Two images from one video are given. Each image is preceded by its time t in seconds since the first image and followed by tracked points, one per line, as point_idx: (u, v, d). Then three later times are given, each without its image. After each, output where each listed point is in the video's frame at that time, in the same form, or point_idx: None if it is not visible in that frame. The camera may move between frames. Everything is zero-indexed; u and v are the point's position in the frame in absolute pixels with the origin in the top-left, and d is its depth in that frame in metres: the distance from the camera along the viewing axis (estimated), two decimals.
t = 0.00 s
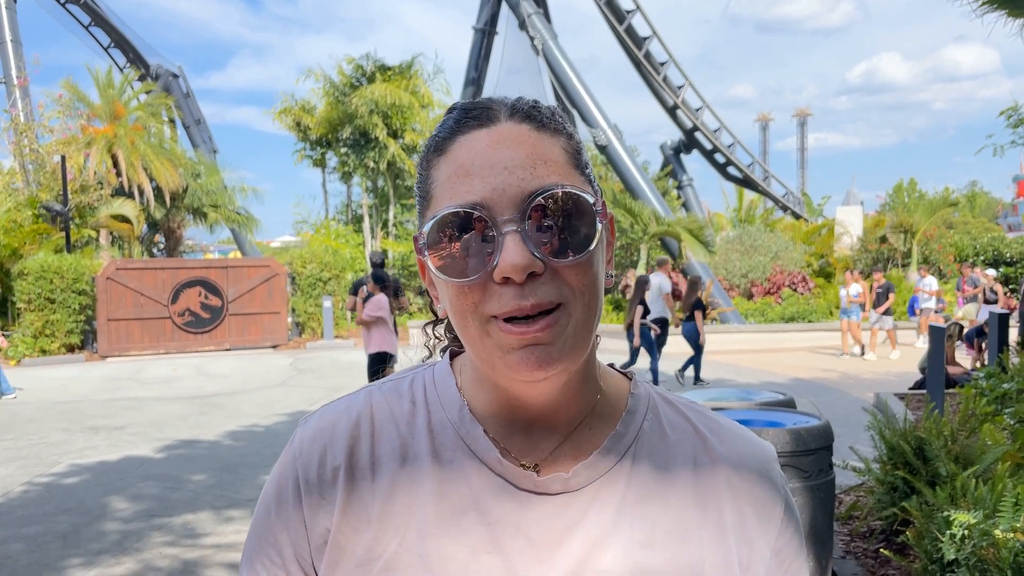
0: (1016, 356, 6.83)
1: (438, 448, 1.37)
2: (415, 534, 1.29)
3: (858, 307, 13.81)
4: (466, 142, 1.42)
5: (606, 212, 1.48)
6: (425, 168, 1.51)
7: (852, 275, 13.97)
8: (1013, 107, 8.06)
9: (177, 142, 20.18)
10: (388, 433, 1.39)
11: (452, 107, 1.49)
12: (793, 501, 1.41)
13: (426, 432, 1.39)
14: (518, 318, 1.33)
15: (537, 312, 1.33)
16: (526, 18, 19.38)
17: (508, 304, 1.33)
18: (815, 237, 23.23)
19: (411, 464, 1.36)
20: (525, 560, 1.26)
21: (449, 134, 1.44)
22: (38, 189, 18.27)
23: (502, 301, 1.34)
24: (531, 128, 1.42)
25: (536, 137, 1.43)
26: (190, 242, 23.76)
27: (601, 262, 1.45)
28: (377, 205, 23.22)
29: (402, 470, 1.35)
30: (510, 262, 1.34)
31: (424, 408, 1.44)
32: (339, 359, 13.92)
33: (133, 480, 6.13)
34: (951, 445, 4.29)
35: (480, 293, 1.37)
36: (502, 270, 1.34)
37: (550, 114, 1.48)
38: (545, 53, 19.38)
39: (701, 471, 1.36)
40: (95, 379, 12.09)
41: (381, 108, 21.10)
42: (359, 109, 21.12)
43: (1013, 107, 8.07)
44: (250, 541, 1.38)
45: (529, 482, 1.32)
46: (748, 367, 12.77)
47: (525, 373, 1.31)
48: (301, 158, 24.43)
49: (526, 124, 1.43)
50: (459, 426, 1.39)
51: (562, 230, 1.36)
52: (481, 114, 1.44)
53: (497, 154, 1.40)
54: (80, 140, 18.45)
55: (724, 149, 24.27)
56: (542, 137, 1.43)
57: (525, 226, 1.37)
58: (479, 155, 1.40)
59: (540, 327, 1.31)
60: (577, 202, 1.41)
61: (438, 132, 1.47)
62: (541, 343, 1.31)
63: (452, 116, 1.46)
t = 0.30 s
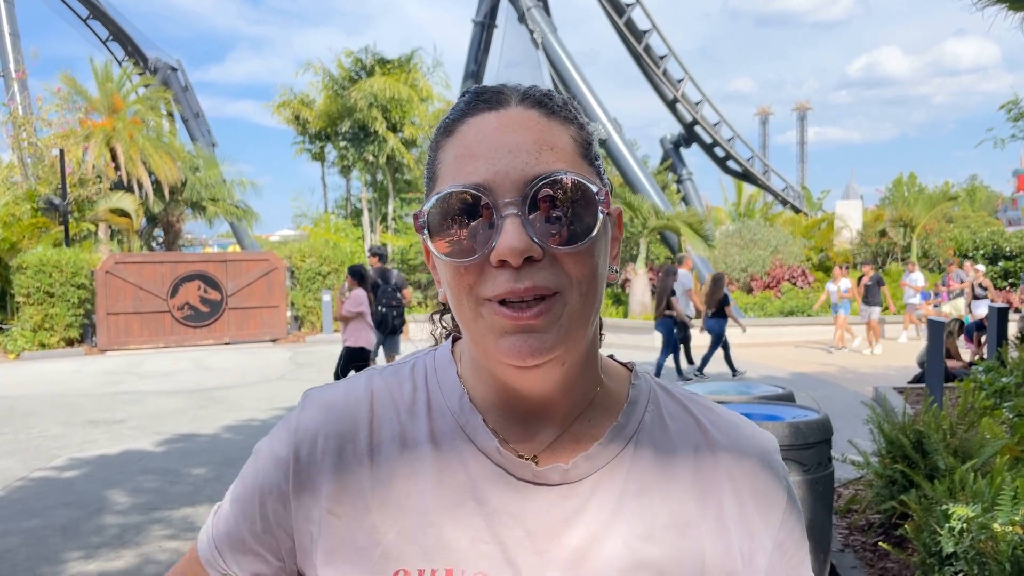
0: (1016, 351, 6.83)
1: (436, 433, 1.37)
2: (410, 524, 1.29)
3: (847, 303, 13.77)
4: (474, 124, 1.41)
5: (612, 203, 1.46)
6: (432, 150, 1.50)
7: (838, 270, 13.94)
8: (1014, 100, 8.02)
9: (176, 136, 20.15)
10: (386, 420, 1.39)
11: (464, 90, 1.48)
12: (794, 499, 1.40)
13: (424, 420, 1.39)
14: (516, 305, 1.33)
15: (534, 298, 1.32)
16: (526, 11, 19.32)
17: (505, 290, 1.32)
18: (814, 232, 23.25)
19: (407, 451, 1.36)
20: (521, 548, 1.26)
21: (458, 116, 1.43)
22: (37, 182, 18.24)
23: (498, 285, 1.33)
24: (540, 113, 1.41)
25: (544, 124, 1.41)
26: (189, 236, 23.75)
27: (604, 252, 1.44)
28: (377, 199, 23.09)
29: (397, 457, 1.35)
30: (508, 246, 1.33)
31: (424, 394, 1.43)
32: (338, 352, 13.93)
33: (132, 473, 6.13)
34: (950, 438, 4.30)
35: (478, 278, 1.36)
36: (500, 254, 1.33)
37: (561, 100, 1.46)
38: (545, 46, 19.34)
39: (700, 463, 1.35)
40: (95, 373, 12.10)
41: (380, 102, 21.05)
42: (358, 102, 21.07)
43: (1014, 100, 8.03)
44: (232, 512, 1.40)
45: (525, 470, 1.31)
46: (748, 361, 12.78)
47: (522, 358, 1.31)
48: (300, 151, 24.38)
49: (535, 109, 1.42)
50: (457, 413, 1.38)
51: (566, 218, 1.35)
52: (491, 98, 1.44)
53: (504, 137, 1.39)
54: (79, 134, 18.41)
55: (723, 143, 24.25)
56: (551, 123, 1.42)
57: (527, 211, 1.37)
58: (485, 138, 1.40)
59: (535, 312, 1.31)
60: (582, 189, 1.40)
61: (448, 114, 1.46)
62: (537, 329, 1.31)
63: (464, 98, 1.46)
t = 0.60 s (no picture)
0: (1015, 346, 6.84)
1: (436, 433, 1.37)
2: (411, 522, 1.30)
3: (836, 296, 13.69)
4: (475, 124, 1.41)
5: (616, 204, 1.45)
6: (437, 148, 1.50)
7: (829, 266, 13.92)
8: (1015, 94, 8.00)
9: (175, 130, 20.12)
10: (387, 419, 1.40)
11: (468, 88, 1.48)
12: (794, 503, 1.40)
13: (428, 418, 1.39)
14: (512, 308, 1.33)
15: (530, 302, 1.32)
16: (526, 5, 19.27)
17: (500, 295, 1.33)
18: (814, 226, 23.30)
19: (408, 451, 1.36)
20: (518, 544, 1.26)
21: (461, 116, 1.43)
22: (35, 176, 18.19)
23: (494, 289, 1.34)
24: (541, 114, 1.40)
25: (545, 124, 1.40)
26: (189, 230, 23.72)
27: (607, 255, 1.43)
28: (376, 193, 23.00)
29: (399, 456, 1.36)
30: (504, 251, 1.33)
31: (427, 392, 1.44)
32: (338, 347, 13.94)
33: (132, 468, 6.13)
34: (949, 433, 4.30)
35: (476, 280, 1.36)
36: (496, 258, 1.34)
37: (566, 100, 1.45)
38: (545, 40, 19.31)
39: (699, 466, 1.35)
40: (95, 368, 12.10)
41: (379, 96, 21.00)
42: (357, 96, 21.01)
43: (1015, 94, 8.01)
44: (238, 440, 1.41)
45: (523, 468, 1.30)
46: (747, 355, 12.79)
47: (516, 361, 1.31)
48: (299, 145, 24.34)
49: (536, 109, 1.41)
50: (458, 410, 1.39)
51: (567, 221, 1.35)
52: (493, 98, 1.43)
53: (504, 138, 1.38)
54: (77, 128, 18.36)
55: (723, 137, 24.22)
56: (552, 123, 1.40)
57: (525, 214, 1.36)
58: (485, 139, 1.39)
59: (530, 318, 1.31)
60: (583, 192, 1.39)
61: (452, 114, 1.46)
62: (531, 334, 1.31)
63: (468, 98, 1.45)
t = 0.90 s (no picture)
0: (1012, 341, 6.86)
1: (434, 426, 1.38)
2: (405, 515, 1.31)
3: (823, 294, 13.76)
4: (487, 119, 1.41)
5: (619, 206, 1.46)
6: (447, 140, 1.50)
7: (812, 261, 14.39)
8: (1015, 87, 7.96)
9: (174, 124, 20.09)
10: (389, 411, 1.41)
11: (483, 83, 1.48)
12: (789, 502, 1.40)
13: (425, 411, 1.40)
14: (514, 302, 1.33)
15: (532, 296, 1.33)
16: None
17: (505, 289, 1.33)
18: (813, 221, 23.33)
19: (408, 446, 1.36)
20: (512, 537, 1.27)
21: (475, 109, 1.43)
22: (34, 171, 18.16)
23: (497, 281, 1.34)
24: (554, 113, 1.40)
25: (558, 124, 1.40)
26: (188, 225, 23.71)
27: (608, 256, 1.43)
28: (375, 188, 22.95)
29: (398, 450, 1.36)
30: (510, 245, 1.33)
31: (425, 388, 1.44)
32: (337, 342, 13.94)
33: (132, 463, 6.14)
34: (946, 429, 4.32)
35: (479, 272, 1.37)
36: (502, 251, 1.34)
37: (578, 102, 1.45)
38: (544, 35, 19.30)
39: (691, 462, 1.36)
40: (94, 363, 12.11)
41: (378, 90, 20.98)
42: (356, 91, 20.97)
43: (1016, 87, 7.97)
44: (237, 440, 1.41)
45: (519, 462, 1.31)
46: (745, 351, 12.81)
47: (516, 353, 1.32)
48: (298, 140, 24.30)
49: (550, 109, 1.41)
50: (454, 401, 1.39)
51: (575, 219, 1.35)
52: (508, 94, 1.43)
53: (517, 136, 1.38)
54: (76, 123, 18.37)
55: (722, 132, 24.20)
56: (565, 123, 1.41)
57: (531, 210, 1.36)
58: (498, 134, 1.39)
59: (535, 311, 1.31)
60: (591, 193, 1.39)
61: (464, 107, 1.46)
62: (533, 326, 1.31)
63: (481, 92, 1.45)
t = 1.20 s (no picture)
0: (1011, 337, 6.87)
1: (438, 415, 1.38)
2: (407, 501, 1.31)
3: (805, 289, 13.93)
4: (499, 106, 1.41)
5: (625, 197, 1.46)
6: (455, 127, 1.50)
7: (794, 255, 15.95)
8: (1012, 84, 7.78)
9: (172, 120, 20.04)
10: (393, 399, 1.41)
11: (494, 73, 1.48)
12: (788, 494, 1.40)
13: (429, 398, 1.40)
14: (522, 287, 1.33)
15: (540, 280, 1.32)
16: None
17: (512, 270, 1.33)
18: (812, 217, 23.33)
19: (412, 433, 1.36)
20: (512, 520, 1.27)
21: (486, 97, 1.43)
22: (32, 166, 18.13)
23: (505, 263, 1.34)
24: (565, 103, 1.41)
25: (569, 114, 1.41)
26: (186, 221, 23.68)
27: (613, 245, 1.43)
28: (374, 183, 22.90)
29: (401, 437, 1.36)
30: (521, 227, 1.33)
31: (429, 375, 1.44)
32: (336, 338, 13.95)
33: (132, 458, 6.15)
34: (945, 424, 4.33)
35: (486, 256, 1.36)
36: (512, 234, 1.33)
37: (588, 94, 1.46)
38: (543, 30, 19.26)
39: (693, 452, 1.36)
40: (94, 358, 12.12)
41: (377, 85, 20.92)
42: (355, 86, 20.91)
43: (1012, 84, 7.78)
44: (239, 418, 1.41)
45: (521, 448, 1.31)
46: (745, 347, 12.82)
47: (524, 338, 1.31)
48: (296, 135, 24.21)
49: (561, 98, 1.42)
50: (458, 389, 1.40)
51: (581, 206, 1.35)
52: (520, 83, 1.44)
53: (528, 123, 1.39)
54: (74, 118, 18.30)
55: (722, 128, 24.17)
56: (575, 114, 1.41)
57: (541, 194, 1.36)
58: (510, 120, 1.40)
59: (542, 295, 1.31)
60: (599, 181, 1.40)
61: (476, 94, 1.46)
62: (541, 311, 1.31)
63: (493, 81, 1.46)
